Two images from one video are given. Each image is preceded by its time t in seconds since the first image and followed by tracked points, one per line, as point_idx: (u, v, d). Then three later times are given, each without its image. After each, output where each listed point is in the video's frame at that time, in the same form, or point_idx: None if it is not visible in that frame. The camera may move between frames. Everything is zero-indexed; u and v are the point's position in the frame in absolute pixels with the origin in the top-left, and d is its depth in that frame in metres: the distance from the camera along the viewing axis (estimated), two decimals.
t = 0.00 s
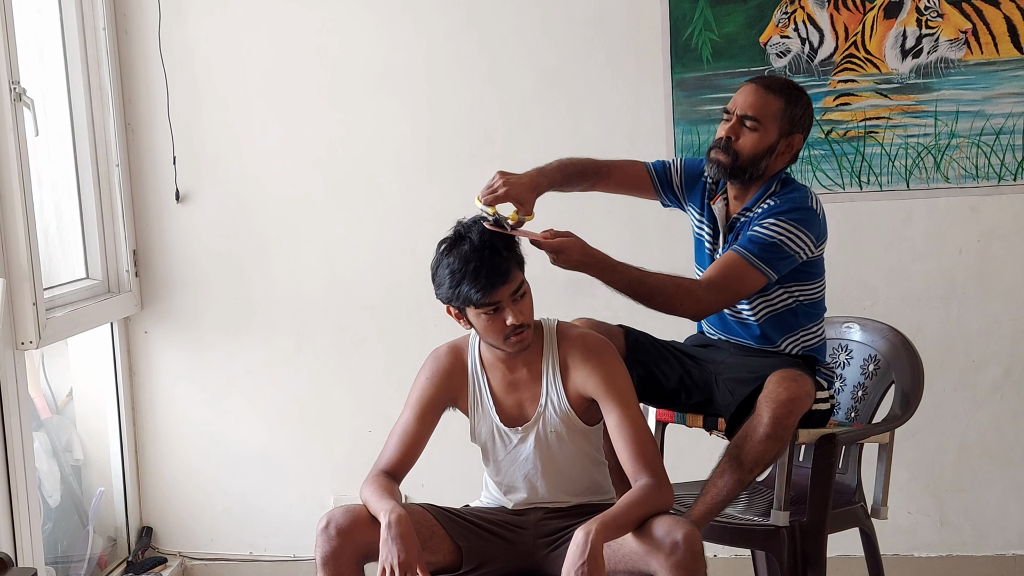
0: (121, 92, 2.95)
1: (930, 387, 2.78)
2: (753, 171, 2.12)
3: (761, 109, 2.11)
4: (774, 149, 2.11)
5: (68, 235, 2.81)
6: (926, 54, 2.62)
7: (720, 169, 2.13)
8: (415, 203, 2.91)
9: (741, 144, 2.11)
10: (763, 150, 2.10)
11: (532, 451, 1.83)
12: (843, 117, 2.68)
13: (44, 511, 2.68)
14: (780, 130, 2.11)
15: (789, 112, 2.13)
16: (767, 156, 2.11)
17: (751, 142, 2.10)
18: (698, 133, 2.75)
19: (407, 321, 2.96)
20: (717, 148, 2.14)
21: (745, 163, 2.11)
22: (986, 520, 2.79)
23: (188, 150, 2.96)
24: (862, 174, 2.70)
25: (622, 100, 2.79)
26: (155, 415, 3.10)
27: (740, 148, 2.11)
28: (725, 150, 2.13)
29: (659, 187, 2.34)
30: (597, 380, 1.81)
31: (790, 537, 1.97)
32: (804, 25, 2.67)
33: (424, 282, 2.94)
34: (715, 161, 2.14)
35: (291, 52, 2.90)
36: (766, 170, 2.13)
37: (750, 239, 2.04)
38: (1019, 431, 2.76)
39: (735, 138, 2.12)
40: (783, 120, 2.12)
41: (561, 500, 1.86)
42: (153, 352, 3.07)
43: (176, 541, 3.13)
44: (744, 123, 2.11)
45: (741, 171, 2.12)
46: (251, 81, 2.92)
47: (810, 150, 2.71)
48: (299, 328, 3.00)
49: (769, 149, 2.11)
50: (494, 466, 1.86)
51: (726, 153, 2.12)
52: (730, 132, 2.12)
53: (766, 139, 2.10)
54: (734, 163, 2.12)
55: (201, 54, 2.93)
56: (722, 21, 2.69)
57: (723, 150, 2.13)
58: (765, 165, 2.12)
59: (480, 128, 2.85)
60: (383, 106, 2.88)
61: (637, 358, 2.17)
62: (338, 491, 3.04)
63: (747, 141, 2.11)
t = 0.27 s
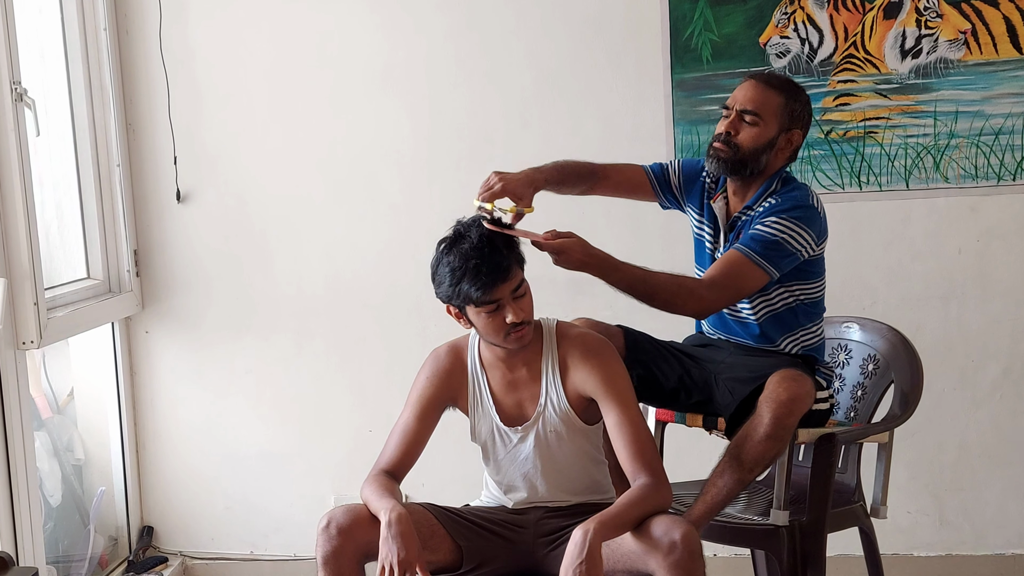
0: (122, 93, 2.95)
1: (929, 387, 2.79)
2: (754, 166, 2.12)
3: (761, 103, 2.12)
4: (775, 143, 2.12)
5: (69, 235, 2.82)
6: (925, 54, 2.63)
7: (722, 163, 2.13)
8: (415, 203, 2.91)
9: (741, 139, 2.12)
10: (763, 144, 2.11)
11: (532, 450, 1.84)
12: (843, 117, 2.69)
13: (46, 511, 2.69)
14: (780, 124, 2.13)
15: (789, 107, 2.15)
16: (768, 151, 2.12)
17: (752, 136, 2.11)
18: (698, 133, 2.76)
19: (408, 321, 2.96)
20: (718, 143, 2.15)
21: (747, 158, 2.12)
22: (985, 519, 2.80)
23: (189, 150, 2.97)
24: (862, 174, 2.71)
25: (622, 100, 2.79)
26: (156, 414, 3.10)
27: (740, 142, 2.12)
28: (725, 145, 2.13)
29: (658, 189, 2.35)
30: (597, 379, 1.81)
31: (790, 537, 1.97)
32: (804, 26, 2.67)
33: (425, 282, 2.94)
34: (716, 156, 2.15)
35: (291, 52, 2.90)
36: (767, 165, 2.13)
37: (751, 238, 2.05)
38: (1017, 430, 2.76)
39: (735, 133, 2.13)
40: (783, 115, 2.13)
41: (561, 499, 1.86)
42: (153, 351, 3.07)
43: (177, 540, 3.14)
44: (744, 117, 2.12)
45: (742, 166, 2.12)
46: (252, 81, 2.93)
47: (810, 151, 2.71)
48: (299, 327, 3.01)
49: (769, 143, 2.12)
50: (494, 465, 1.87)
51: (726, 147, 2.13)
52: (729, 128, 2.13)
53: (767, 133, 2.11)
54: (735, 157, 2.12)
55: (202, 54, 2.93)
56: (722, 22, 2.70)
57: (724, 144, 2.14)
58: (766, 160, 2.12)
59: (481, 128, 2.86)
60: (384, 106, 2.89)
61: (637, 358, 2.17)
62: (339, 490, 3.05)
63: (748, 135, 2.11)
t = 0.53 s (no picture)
0: (123, 93, 2.96)
1: (928, 386, 2.79)
2: (752, 166, 2.13)
3: (757, 105, 2.13)
4: (772, 144, 2.12)
5: (70, 235, 2.83)
6: (924, 54, 2.63)
7: (719, 164, 2.14)
8: (415, 203, 2.92)
9: (738, 140, 2.12)
10: (760, 145, 2.12)
11: (531, 450, 1.84)
12: (843, 117, 2.69)
13: (47, 510, 2.69)
14: (777, 125, 2.13)
15: (785, 108, 2.14)
16: (765, 151, 2.12)
17: (749, 137, 2.12)
18: (698, 133, 2.76)
19: (408, 321, 2.97)
20: (715, 144, 2.16)
21: (744, 158, 2.12)
22: (984, 518, 2.81)
23: (189, 150, 2.98)
24: (861, 174, 2.71)
25: (622, 100, 2.80)
26: (157, 413, 3.11)
27: (737, 143, 2.12)
28: (722, 147, 2.14)
29: (656, 191, 2.35)
30: (596, 379, 1.82)
31: (789, 536, 1.97)
32: (804, 26, 2.68)
33: (425, 282, 2.95)
34: (713, 157, 2.15)
35: (292, 53, 2.91)
36: (765, 166, 2.14)
37: (750, 239, 2.05)
38: (1017, 430, 2.77)
39: (732, 134, 2.13)
40: (780, 115, 2.13)
41: (561, 498, 1.87)
42: (154, 351, 3.08)
43: (178, 540, 3.14)
44: (740, 119, 2.13)
45: (739, 167, 2.13)
46: (252, 82, 2.93)
47: (809, 151, 2.72)
48: (300, 327, 3.01)
49: (766, 144, 2.12)
50: (494, 465, 1.88)
51: (723, 149, 2.14)
52: (726, 129, 2.14)
53: (763, 134, 2.11)
54: (732, 159, 2.13)
55: (203, 55, 2.94)
56: (721, 22, 2.70)
57: (721, 145, 2.14)
58: (763, 160, 2.13)
59: (481, 129, 2.86)
60: (384, 106, 2.89)
61: (637, 358, 2.18)
62: (339, 490, 3.05)
63: (744, 136, 2.12)
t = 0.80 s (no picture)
0: (124, 93, 2.97)
1: (928, 386, 2.80)
2: (745, 166, 2.14)
3: (747, 105, 2.14)
4: (764, 144, 2.14)
5: (71, 235, 2.83)
6: (924, 55, 2.64)
7: (712, 166, 2.16)
8: (416, 203, 2.92)
9: (730, 141, 2.14)
10: (752, 146, 2.13)
11: (531, 450, 1.85)
12: (842, 117, 2.69)
13: (48, 510, 2.70)
14: (768, 125, 2.14)
15: (776, 107, 2.16)
16: (757, 151, 2.14)
17: (741, 138, 2.13)
18: (698, 133, 2.77)
19: (409, 321, 2.97)
20: (708, 145, 2.17)
21: (737, 159, 2.14)
22: (984, 518, 2.81)
23: (191, 151, 2.98)
24: (861, 174, 2.72)
25: (622, 100, 2.80)
26: (158, 413, 3.12)
27: (729, 144, 2.14)
28: (715, 148, 2.15)
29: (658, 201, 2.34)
30: (595, 379, 1.82)
31: (789, 535, 1.98)
32: (803, 26, 2.68)
33: (425, 282, 2.95)
34: (706, 158, 2.17)
35: (293, 53, 2.91)
36: (758, 165, 2.15)
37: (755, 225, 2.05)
38: (1016, 429, 2.77)
39: (724, 136, 2.15)
40: (771, 115, 2.15)
41: (561, 497, 1.88)
42: (155, 350, 3.08)
43: (179, 539, 3.15)
44: (731, 120, 2.14)
45: (732, 168, 2.14)
46: (253, 82, 2.94)
47: (809, 151, 2.72)
48: (301, 327, 3.02)
49: (759, 144, 2.13)
50: (494, 464, 1.88)
51: (716, 150, 2.15)
52: (718, 131, 2.15)
53: (755, 135, 2.13)
54: (725, 159, 2.14)
55: (204, 55, 2.94)
56: (721, 22, 2.71)
57: (713, 147, 2.16)
58: (757, 160, 2.14)
59: (481, 129, 2.87)
60: (385, 106, 2.90)
61: (637, 358, 2.19)
62: (340, 489, 3.06)
63: (736, 137, 2.13)
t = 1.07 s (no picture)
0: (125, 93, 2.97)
1: (928, 386, 2.80)
2: (747, 166, 2.13)
3: (746, 105, 2.15)
4: (765, 143, 2.13)
5: (72, 234, 2.83)
6: (924, 55, 2.64)
7: (715, 167, 2.15)
8: (416, 204, 2.93)
9: (731, 142, 2.14)
10: (754, 144, 2.13)
11: (531, 449, 1.85)
12: (842, 118, 2.70)
13: (49, 509, 2.70)
14: (767, 123, 2.14)
15: (775, 105, 2.16)
16: (759, 150, 2.13)
17: (742, 138, 2.13)
18: (698, 133, 2.77)
19: (409, 321, 2.98)
20: (710, 148, 2.17)
21: (739, 159, 2.13)
22: (984, 517, 2.81)
23: (191, 151, 2.99)
24: (861, 175, 2.72)
25: (622, 100, 2.81)
26: (159, 412, 3.12)
27: (731, 145, 2.14)
28: (716, 150, 2.15)
29: (651, 216, 2.37)
30: (595, 378, 1.83)
31: (788, 535, 1.98)
32: (803, 27, 2.69)
33: (426, 282, 2.96)
34: (709, 161, 2.17)
35: (293, 53, 2.92)
36: (760, 165, 2.14)
37: (780, 226, 2.05)
38: (1015, 429, 2.78)
39: (725, 137, 2.15)
40: (770, 113, 2.15)
41: (561, 497, 1.88)
42: (156, 350, 3.09)
43: (180, 539, 3.15)
44: (731, 121, 2.14)
45: (735, 168, 2.13)
46: (254, 82, 2.94)
47: (809, 151, 2.73)
48: (301, 327, 3.02)
49: (760, 143, 2.13)
50: (495, 464, 1.89)
51: (717, 152, 2.15)
52: (719, 132, 2.15)
53: (755, 134, 2.13)
54: (727, 160, 2.14)
55: (205, 55, 2.95)
56: (721, 23, 2.71)
57: (715, 149, 2.16)
58: (759, 159, 2.13)
59: (481, 129, 2.87)
60: (385, 107, 2.90)
61: (637, 358, 2.19)
62: (340, 488, 3.06)
63: (737, 137, 2.13)
